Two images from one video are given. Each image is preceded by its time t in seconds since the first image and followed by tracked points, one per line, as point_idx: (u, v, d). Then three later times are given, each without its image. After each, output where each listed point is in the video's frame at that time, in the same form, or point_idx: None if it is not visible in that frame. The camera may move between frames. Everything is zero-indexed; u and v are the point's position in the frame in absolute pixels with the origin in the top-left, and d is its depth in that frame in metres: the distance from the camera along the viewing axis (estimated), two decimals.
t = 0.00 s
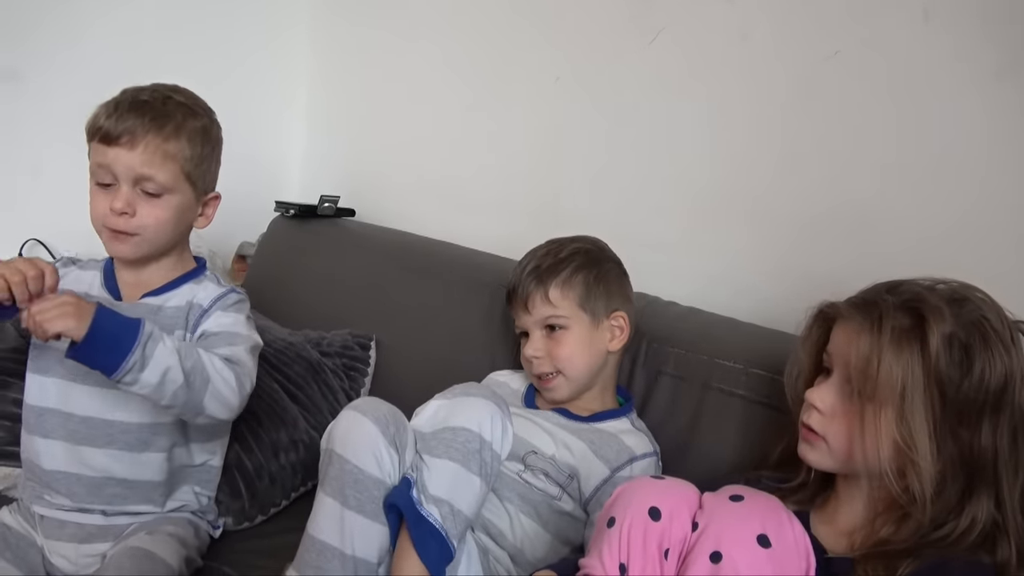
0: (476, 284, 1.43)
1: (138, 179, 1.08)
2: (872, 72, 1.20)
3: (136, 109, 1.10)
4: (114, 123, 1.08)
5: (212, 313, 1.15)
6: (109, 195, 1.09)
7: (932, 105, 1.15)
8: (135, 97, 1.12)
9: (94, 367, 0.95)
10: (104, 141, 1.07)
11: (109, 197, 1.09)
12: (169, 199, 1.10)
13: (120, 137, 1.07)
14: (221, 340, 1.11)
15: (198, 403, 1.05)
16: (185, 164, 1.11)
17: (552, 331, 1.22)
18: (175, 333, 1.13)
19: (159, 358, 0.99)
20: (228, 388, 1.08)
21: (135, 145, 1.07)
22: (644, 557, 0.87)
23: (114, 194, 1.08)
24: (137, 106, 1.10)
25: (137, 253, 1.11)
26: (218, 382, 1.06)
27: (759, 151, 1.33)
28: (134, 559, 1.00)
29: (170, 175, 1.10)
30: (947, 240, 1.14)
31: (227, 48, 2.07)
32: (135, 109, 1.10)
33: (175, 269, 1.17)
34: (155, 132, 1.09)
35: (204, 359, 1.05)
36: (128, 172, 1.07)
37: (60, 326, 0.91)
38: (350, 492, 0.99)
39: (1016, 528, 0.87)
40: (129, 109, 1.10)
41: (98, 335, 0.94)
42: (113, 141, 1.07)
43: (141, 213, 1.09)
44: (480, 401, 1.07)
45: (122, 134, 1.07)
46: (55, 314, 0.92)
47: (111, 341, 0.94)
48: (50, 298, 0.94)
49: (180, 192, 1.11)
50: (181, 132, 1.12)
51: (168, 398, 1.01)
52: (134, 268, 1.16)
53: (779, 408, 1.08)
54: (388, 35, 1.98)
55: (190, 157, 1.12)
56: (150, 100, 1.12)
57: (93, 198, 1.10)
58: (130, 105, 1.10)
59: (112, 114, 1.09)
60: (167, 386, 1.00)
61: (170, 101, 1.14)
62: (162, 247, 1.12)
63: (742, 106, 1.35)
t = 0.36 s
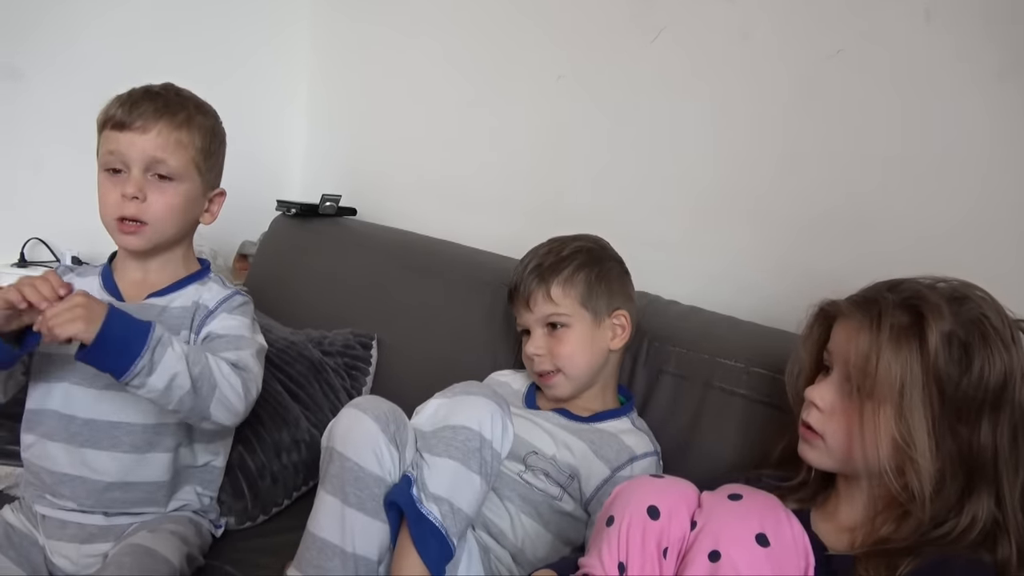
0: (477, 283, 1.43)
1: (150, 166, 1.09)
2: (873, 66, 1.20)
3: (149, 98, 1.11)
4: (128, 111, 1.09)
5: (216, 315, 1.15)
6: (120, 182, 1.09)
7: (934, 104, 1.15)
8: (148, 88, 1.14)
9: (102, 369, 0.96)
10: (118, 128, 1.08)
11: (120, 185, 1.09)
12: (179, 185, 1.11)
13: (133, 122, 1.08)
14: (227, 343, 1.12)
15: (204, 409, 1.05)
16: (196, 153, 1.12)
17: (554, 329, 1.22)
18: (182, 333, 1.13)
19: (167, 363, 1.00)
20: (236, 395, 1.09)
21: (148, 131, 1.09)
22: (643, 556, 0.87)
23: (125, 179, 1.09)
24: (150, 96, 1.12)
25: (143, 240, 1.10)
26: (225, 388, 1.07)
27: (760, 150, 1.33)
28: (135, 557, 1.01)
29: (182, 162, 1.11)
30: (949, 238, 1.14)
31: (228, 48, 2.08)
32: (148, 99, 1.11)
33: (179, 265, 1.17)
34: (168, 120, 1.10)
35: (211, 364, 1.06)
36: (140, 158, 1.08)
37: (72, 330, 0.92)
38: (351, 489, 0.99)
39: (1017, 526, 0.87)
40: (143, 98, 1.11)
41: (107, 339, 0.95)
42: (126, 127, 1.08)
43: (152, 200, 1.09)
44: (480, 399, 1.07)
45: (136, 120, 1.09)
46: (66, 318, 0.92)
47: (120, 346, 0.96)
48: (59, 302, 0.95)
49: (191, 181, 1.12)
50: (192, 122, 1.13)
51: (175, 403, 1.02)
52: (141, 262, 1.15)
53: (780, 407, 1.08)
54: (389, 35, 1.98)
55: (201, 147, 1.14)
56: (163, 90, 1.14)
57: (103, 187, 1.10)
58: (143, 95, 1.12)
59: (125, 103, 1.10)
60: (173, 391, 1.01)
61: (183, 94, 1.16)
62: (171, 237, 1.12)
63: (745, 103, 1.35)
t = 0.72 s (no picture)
0: (478, 283, 1.43)
1: (154, 167, 1.09)
2: (872, 65, 1.20)
3: (152, 99, 1.12)
4: (131, 112, 1.09)
5: (217, 318, 1.14)
6: (125, 184, 1.09)
7: (934, 104, 1.15)
8: (149, 90, 1.14)
9: (105, 379, 0.97)
10: (121, 129, 1.09)
11: (124, 186, 1.09)
12: (183, 185, 1.11)
13: (137, 124, 1.09)
14: (228, 348, 1.11)
15: (205, 417, 1.06)
16: (200, 154, 1.13)
17: (554, 327, 1.22)
18: (182, 333, 1.12)
19: (168, 374, 1.00)
20: (237, 402, 1.10)
21: (152, 132, 1.09)
22: (643, 556, 0.87)
23: (129, 181, 1.09)
24: (152, 97, 1.12)
25: (148, 242, 1.10)
26: (226, 398, 1.08)
27: (761, 150, 1.33)
28: (136, 555, 1.01)
29: (185, 163, 1.11)
30: (950, 238, 1.14)
31: (229, 48, 2.08)
32: (150, 100, 1.11)
33: (182, 266, 1.17)
34: (171, 121, 1.11)
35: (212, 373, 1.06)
36: (145, 160, 1.09)
37: (75, 344, 0.93)
38: (352, 488, 0.99)
39: (1016, 524, 0.87)
40: (146, 99, 1.11)
41: (110, 350, 0.95)
42: (130, 128, 1.09)
43: (157, 201, 1.09)
44: (482, 400, 1.08)
45: (139, 121, 1.09)
46: (69, 332, 0.93)
47: (124, 357, 0.96)
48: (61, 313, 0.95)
49: (194, 181, 1.13)
50: (195, 122, 1.13)
51: (175, 412, 1.03)
52: (145, 264, 1.15)
53: (780, 407, 1.08)
54: (390, 35, 1.98)
55: (204, 147, 1.14)
56: (164, 91, 1.14)
57: (107, 189, 1.10)
58: (146, 96, 1.12)
59: (127, 105, 1.11)
60: (174, 401, 1.02)
61: (184, 95, 1.16)
62: (176, 238, 1.13)
63: (746, 102, 1.35)
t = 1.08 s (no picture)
0: (479, 282, 1.43)
1: (153, 167, 1.09)
2: (873, 65, 1.20)
3: (149, 99, 1.12)
4: (128, 112, 1.10)
5: (214, 324, 1.14)
6: (123, 185, 1.09)
7: (935, 104, 1.15)
8: (145, 89, 1.14)
9: (93, 415, 0.99)
10: (119, 130, 1.09)
11: (123, 187, 1.09)
12: (182, 185, 1.11)
13: (135, 124, 1.09)
14: (220, 364, 1.12)
15: (193, 443, 1.09)
16: (198, 154, 1.13)
17: (555, 327, 1.22)
18: (178, 335, 1.13)
19: (152, 409, 1.02)
20: (226, 421, 1.10)
21: (150, 132, 1.09)
22: (641, 556, 0.87)
23: (128, 182, 1.09)
24: (148, 97, 1.12)
25: (148, 242, 1.10)
26: (211, 423, 1.09)
27: (762, 150, 1.33)
28: (135, 552, 1.01)
29: (184, 162, 1.11)
30: (951, 238, 1.14)
31: (230, 48, 2.08)
32: (147, 100, 1.12)
33: (181, 267, 1.17)
34: (169, 121, 1.11)
35: (200, 399, 1.08)
36: (143, 160, 1.09)
37: (56, 387, 0.94)
38: (353, 488, 0.99)
39: (1016, 524, 0.87)
40: (143, 99, 1.11)
41: (93, 389, 0.97)
42: (127, 129, 1.09)
43: (156, 201, 1.09)
44: (482, 400, 1.08)
45: (137, 121, 1.09)
46: (50, 375, 0.94)
47: (107, 394, 0.98)
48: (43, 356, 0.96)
49: (193, 181, 1.13)
50: (193, 122, 1.13)
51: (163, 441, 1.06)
52: (144, 266, 1.15)
53: (780, 406, 1.08)
54: (390, 36, 1.98)
55: (202, 147, 1.14)
56: (160, 91, 1.14)
57: (105, 190, 1.10)
58: (142, 96, 1.12)
59: (123, 105, 1.11)
60: (161, 431, 1.04)
61: (181, 94, 1.16)
62: (175, 238, 1.13)
63: (746, 102, 1.35)
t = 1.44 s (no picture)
0: (481, 282, 1.43)
1: (156, 168, 1.09)
2: (874, 65, 1.20)
3: (158, 99, 1.12)
4: (136, 111, 1.10)
5: (213, 346, 1.14)
6: (125, 184, 1.09)
7: (937, 104, 1.14)
8: (156, 89, 1.14)
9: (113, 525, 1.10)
10: (125, 128, 1.09)
11: (124, 187, 1.09)
12: (184, 189, 1.11)
13: (142, 123, 1.09)
14: (210, 406, 1.13)
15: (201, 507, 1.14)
16: (203, 158, 1.13)
17: (558, 327, 1.22)
18: (170, 353, 1.12)
19: (149, 509, 1.10)
20: (214, 470, 1.13)
21: (156, 132, 1.09)
22: (637, 557, 0.87)
23: (129, 181, 1.09)
24: (159, 97, 1.12)
25: (145, 245, 1.10)
26: (201, 487, 1.13)
27: (763, 150, 1.33)
28: (138, 556, 1.01)
29: (188, 166, 1.11)
30: (952, 238, 1.14)
31: (231, 48, 2.08)
32: (157, 100, 1.12)
33: (178, 273, 1.16)
34: (176, 122, 1.11)
35: (181, 465, 1.11)
36: (147, 161, 1.09)
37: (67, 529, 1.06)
38: (354, 488, 0.99)
39: (1017, 530, 0.87)
40: (152, 98, 1.12)
41: (91, 522, 1.07)
42: (134, 127, 1.09)
43: (156, 204, 1.09)
44: (484, 402, 1.08)
45: (144, 120, 1.09)
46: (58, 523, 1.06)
47: (102, 521, 1.07)
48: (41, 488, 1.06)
49: (196, 186, 1.13)
50: (201, 125, 1.13)
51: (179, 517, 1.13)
52: (140, 269, 1.15)
53: (782, 406, 1.08)
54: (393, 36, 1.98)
55: (208, 151, 1.14)
56: (171, 91, 1.15)
57: (106, 189, 1.10)
58: (152, 96, 1.12)
59: (132, 103, 1.11)
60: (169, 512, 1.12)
61: (191, 96, 1.16)
62: (174, 242, 1.12)
63: (748, 102, 1.34)
